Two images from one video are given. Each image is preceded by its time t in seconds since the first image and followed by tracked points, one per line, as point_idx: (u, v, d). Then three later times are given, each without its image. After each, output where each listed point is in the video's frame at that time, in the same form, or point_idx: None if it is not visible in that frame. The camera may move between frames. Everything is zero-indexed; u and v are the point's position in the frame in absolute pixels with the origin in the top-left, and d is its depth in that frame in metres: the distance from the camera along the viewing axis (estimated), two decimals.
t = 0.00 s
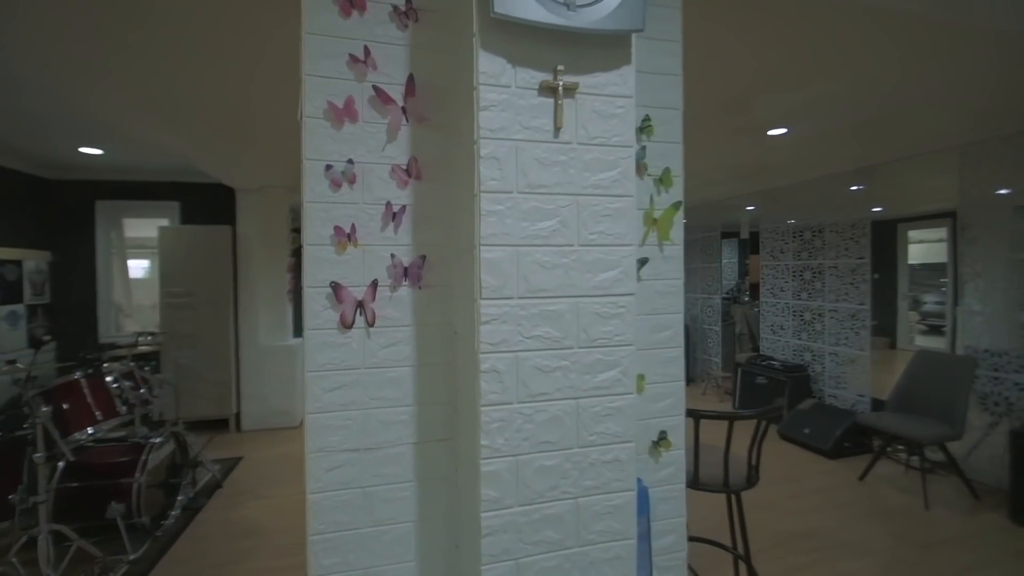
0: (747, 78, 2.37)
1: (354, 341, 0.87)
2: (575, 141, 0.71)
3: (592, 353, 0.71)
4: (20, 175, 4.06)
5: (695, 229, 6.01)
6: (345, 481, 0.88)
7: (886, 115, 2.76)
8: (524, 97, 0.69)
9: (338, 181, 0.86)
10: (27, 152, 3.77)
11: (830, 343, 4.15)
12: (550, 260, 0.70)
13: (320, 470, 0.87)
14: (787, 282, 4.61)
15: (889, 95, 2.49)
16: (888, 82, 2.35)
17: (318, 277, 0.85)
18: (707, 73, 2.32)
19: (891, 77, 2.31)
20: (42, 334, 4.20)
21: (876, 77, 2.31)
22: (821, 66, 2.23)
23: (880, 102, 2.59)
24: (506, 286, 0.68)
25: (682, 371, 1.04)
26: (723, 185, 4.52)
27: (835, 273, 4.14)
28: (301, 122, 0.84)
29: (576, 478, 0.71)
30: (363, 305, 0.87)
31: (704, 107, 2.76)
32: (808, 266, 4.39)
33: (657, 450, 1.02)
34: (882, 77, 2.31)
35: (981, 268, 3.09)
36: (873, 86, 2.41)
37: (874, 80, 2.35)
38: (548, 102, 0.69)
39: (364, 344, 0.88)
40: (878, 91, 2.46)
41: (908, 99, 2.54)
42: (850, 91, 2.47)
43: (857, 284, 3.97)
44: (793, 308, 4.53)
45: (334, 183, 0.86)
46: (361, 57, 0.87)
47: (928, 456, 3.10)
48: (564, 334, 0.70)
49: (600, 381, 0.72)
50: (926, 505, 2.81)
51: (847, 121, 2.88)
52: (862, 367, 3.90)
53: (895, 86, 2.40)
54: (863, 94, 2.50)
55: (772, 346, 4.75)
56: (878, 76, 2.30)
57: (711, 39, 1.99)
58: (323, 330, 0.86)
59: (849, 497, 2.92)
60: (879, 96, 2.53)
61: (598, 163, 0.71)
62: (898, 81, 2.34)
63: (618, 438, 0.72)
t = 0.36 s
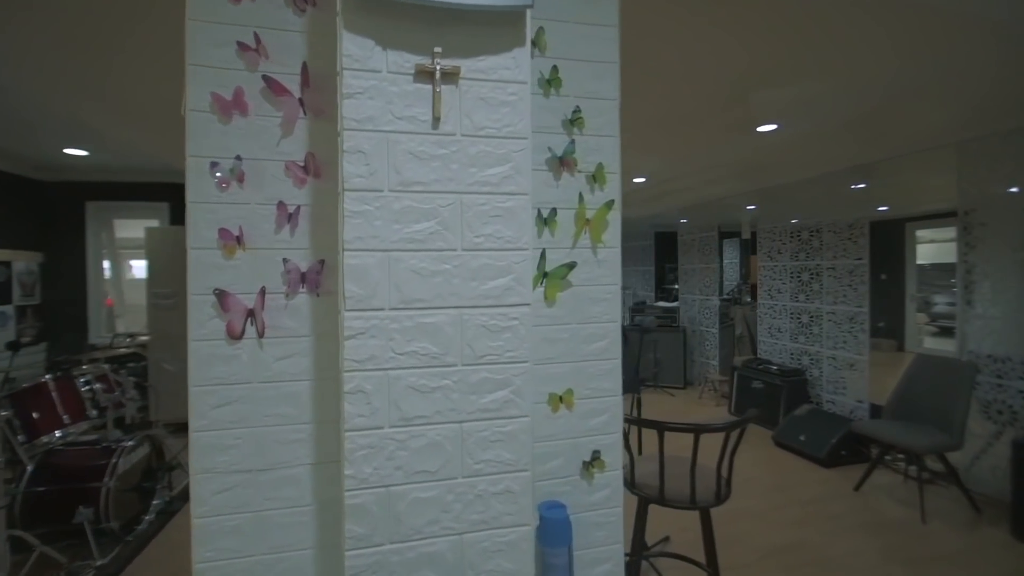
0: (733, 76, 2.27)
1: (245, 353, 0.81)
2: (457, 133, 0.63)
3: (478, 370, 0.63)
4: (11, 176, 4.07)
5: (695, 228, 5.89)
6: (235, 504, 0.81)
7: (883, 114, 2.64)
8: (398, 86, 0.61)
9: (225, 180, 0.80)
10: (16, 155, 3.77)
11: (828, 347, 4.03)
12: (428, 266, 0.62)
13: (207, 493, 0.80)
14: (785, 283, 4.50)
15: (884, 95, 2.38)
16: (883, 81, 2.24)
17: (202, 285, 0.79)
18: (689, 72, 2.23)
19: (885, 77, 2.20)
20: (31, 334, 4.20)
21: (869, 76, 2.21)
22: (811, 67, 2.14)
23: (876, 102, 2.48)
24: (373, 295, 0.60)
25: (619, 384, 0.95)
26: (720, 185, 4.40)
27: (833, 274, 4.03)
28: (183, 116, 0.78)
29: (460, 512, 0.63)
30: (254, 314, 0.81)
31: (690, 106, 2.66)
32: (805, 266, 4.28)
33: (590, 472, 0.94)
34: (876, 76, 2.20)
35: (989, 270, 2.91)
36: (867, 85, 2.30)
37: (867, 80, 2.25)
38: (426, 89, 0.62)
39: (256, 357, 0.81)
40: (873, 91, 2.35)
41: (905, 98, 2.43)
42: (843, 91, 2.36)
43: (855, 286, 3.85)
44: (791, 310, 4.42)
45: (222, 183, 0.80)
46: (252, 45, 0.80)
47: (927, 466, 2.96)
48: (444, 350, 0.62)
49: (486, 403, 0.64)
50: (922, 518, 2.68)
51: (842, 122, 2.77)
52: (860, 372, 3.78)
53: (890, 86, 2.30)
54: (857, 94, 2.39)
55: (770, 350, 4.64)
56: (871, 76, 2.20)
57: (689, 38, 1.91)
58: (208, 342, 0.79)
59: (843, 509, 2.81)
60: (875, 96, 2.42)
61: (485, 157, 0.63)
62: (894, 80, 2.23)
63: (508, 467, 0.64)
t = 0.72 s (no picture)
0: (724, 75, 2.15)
1: (123, 359, 0.82)
2: (323, 103, 0.53)
3: (346, 383, 0.53)
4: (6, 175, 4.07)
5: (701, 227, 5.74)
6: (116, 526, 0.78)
7: (889, 113, 2.50)
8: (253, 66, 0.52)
9: (96, 165, 0.79)
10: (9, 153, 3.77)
11: (835, 350, 3.90)
12: (286, 258, 0.52)
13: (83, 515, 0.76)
14: (791, 283, 4.39)
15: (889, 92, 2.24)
16: (884, 79, 2.11)
17: (74, 281, 0.79)
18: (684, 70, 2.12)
19: (887, 75, 2.07)
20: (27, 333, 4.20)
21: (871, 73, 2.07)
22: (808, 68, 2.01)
23: (882, 99, 2.33)
24: (215, 295, 0.51)
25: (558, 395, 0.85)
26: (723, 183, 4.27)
27: (840, 274, 3.90)
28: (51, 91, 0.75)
29: (319, 547, 0.53)
30: (134, 316, 0.84)
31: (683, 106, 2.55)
32: (810, 265, 4.17)
33: (524, 495, 0.83)
34: (877, 75, 2.07)
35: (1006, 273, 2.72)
36: (869, 84, 2.17)
37: (869, 79, 2.11)
38: (281, 50, 0.52)
39: (136, 360, 0.84)
40: (874, 90, 2.22)
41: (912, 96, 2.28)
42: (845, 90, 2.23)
43: (862, 285, 3.72)
44: (796, 310, 4.30)
45: (93, 167, 0.79)
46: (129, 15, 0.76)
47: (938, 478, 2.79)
48: (303, 360, 0.52)
49: (358, 425, 0.54)
50: (931, 534, 2.52)
51: (846, 121, 2.63)
52: (868, 377, 3.62)
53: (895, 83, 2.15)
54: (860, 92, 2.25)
55: (776, 352, 4.52)
56: (872, 74, 2.07)
57: (672, 37, 1.80)
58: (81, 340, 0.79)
59: (843, 523, 2.67)
60: (878, 94, 2.28)
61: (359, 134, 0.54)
62: (895, 78, 2.09)
63: (383, 501, 0.55)
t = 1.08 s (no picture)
0: (716, 71, 2.03)
1: None
2: (147, 71, 0.55)
3: (176, 411, 0.56)
4: None
5: (709, 226, 5.58)
6: None
7: (896, 109, 2.35)
8: (59, 25, 0.53)
9: None
10: None
11: (846, 354, 3.77)
12: (93, 265, 0.54)
13: None
14: (800, 283, 4.25)
15: (896, 87, 2.09)
16: (893, 78, 1.99)
17: None
18: (682, 71, 2.03)
19: (896, 74, 1.96)
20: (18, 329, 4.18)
21: (882, 74, 1.96)
22: (803, 64, 1.89)
23: (892, 99, 2.22)
24: (4, 298, 0.52)
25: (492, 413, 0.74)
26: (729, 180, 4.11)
27: (851, 274, 3.75)
28: None
29: None
30: None
31: (677, 105, 2.43)
32: (820, 265, 4.04)
33: (450, 529, 0.72)
34: (886, 74, 1.96)
35: None
36: (872, 81, 2.03)
37: (872, 76, 1.98)
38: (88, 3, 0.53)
39: None
40: (879, 88, 2.11)
41: (921, 91, 2.13)
42: (847, 86, 2.09)
43: (873, 287, 3.58)
44: (806, 312, 4.17)
45: None
46: None
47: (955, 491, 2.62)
48: (118, 383, 0.55)
49: (190, 459, 0.56)
50: (947, 552, 2.35)
51: (852, 118, 2.48)
52: (881, 383, 3.50)
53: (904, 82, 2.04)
54: (864, 88, 2.10)
55: (784, 356, 4.39)
56: (880, 73, 1.95)
57: (670, 37, 1.73)
58: None
59: (848, 538, 2.53)
60: (888, 93, 2.16)
61: (183, 157, 0.56)
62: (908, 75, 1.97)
63: (218, 555, 0.56)
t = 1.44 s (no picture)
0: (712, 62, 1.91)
1: None
2: None
3: None
4: None
5: (718, 224, 5.41)
6: None
7: (911, 103, 2.22)
8: None
9: None
10: None
11: (861, 358, 3.59)
12: None
13: None
14: (812, 284, 4.07)
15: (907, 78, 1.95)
16: (906, 70, 1.87)
17: None
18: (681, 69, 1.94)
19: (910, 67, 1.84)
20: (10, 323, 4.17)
21: (894, 68, 1.85)
22: (804, 57, 1.77)
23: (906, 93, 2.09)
24: None
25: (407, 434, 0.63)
26: (736, 176, 3.96)
27: (866, 274, 3.57)
28: None
29: None
30: None
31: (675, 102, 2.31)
32: (833, 265, 3.85)
33: (357, 567, 0.62)
34: (898, 67, 1.84)
35: None
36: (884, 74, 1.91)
37: (884, 68, 1.86)
38: None
39: None
40: (892, 82, 1.98)
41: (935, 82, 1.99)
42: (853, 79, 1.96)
43: (889, 288, 3.39)
44: (818, 314, 4.00)
45: None
46: None
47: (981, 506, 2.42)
48: None
49: None
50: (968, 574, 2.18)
51: (861, 113, 2.34)
52: (898, 390, 3.33)
53: (919, 76, 1.92)
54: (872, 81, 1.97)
55: (795, 360, 4.21)
56: (892, 67, 1.84)
57: (669, 34, 1.64)
58: None
59: (859, 554, 2.38)
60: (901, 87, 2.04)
61: None
62: (922, 68, 1.85)
63: None
